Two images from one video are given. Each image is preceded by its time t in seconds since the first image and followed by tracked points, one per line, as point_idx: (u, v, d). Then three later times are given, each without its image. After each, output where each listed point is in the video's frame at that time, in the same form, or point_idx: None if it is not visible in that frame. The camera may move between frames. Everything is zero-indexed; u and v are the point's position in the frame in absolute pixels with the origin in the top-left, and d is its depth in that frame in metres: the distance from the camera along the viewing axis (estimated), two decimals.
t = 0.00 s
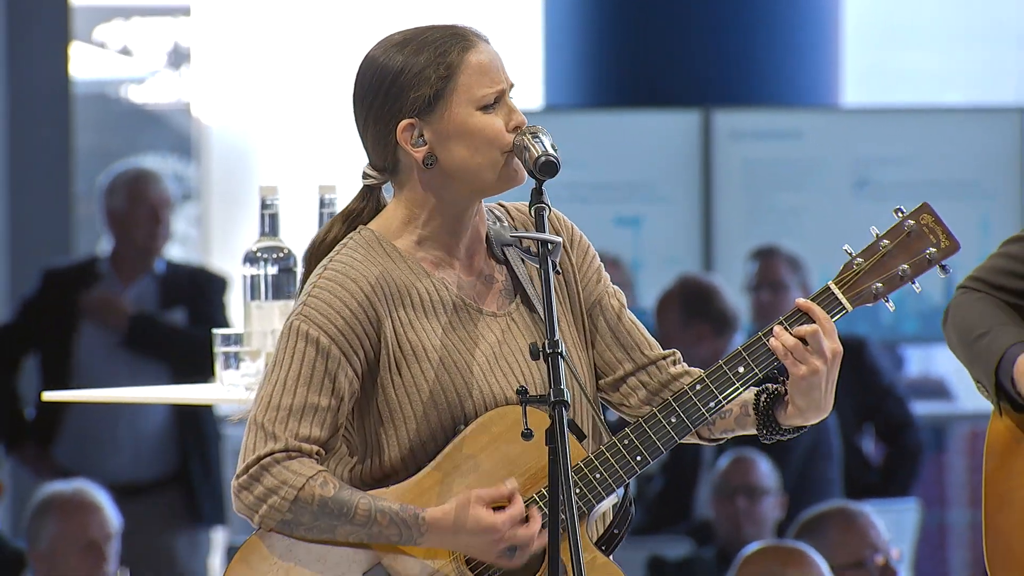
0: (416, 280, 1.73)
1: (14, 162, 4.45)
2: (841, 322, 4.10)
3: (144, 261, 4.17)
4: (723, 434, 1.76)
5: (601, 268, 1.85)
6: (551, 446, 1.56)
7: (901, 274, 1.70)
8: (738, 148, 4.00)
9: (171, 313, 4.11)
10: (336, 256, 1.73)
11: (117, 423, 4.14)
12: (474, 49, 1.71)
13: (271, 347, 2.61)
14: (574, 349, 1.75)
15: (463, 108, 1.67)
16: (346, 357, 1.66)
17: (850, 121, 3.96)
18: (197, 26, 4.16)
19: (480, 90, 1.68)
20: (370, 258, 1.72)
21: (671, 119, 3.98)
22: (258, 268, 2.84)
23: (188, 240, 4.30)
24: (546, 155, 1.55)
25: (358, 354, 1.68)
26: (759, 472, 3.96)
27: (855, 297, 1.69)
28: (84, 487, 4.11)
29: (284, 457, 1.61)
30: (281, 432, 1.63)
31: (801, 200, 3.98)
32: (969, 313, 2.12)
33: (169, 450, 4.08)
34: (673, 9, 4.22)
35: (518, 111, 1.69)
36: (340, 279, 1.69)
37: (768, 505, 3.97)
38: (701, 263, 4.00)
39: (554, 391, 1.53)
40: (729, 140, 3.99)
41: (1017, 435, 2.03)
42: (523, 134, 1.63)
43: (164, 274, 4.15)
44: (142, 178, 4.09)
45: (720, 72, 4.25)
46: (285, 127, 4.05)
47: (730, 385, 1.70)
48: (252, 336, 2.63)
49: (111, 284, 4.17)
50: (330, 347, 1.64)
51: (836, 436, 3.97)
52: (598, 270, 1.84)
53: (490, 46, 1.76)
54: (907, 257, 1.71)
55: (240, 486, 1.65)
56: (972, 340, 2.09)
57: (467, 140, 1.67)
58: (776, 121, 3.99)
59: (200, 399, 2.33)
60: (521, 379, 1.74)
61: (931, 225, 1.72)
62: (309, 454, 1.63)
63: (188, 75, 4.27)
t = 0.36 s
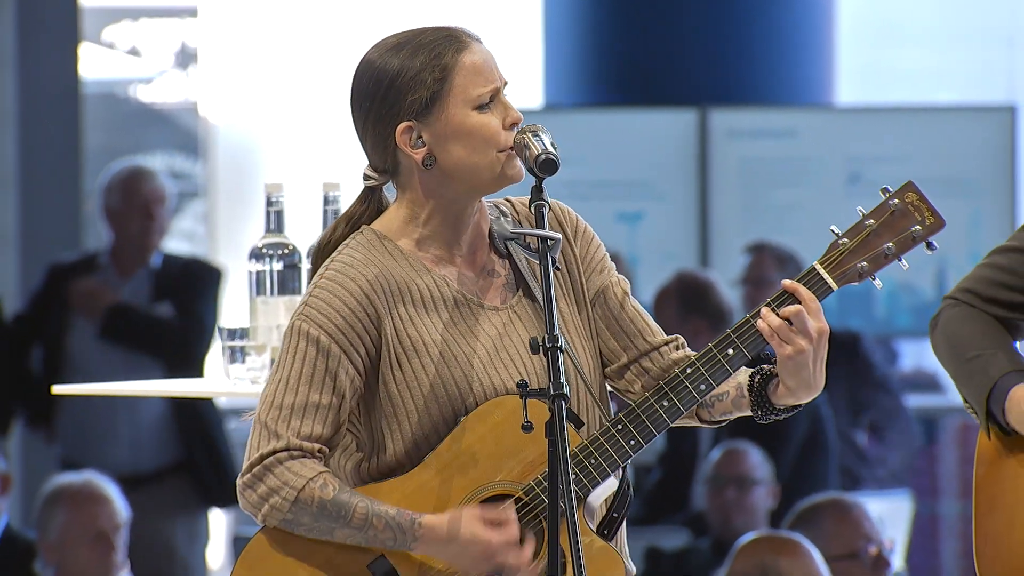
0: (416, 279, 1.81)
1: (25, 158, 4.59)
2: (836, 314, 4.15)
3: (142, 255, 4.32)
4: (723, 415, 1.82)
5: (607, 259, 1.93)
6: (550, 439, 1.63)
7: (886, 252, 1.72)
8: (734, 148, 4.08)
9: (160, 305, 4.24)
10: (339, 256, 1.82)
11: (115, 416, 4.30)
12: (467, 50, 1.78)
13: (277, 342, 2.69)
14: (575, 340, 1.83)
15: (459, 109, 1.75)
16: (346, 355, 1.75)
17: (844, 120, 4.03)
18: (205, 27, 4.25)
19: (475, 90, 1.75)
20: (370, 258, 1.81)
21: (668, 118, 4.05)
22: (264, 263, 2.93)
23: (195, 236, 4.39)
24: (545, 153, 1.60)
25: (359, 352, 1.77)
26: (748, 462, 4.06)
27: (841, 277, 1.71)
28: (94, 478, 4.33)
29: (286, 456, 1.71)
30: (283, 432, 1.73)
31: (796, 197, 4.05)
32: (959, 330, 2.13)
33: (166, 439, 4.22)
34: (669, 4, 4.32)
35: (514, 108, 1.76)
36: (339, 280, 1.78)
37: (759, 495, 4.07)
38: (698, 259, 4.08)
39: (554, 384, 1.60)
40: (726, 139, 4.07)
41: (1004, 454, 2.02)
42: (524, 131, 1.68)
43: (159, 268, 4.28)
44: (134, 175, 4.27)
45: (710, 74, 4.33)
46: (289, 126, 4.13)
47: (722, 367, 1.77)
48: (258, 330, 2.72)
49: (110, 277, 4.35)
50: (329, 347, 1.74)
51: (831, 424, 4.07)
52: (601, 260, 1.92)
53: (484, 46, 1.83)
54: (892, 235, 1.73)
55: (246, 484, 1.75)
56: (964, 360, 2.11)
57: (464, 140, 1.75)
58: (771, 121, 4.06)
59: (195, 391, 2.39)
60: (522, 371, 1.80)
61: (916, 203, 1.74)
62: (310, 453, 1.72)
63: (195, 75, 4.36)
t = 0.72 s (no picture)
0: (419, 271, 1.88)
1: (34, 156, 4.71)
2: (830, 310, 4.20)
3: (144, 250, 4.41)
4: (714, 404, 1.83)
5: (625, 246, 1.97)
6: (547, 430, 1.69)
7: (859, 243, 1.72)
8: (729, 145, 4.16)
9: (162, 301, 4.35)
10: (349, 252, 1.92)
11: (119, 407, 4.43)
12: (472, 49, 1.84)
13: (280, 335, 2.82)
14: (581, 330, 1.89)
15: (463, 108, 1.81)
16: (343, 349, 1.85)
17: (838, 119, 4.11)
18: (210, 28, 4.33)
19: (479, 90, 1.81)
20: (377, 253, 1.90)
21: (665, 116, 4.14)
22: (267, 259, 3.05)
23: (200, 232, 4.49)
24: (542, 150, 1.65)
25: (357, 346, 1.86)
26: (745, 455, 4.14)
27: (811, 267, 1.73)
28: (102, 469, 4.41)
29: (283, 448, 1.84)
30: (283, 425, 1.85)
31: (790, 193, 4.12)
32: (952, 314, 1.84)
33: (167, 430, 4.35)
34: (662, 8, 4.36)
35: (517, 106, 1.81)
36: (341, 277, 1.88)
37: (754, 488, 4.15)
38: (693, 255, 4.18)
39: (553, 376, 1.66)
40: (721, 137, 4.15)
41: (999, 438, 1.77)
42: (523, 128, 1.73)
43: (163, 264, 4.38)
44: (133, 172, 4.38)
45: (707, 71, 4.37)
46: (292, 123, 4.22)
47: (698, 358, 1.80)
48: (262, 325, 2.84)
49: (114, 272, 4.43)
50: (326, 341, 1.84)
51: (824, 418, 4.14)
52: (618, 249, 1.96)
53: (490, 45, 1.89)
54: (866, 226, 1.73)
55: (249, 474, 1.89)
56: (955, 346, 1.82)
57: (468, 138, 1.80)
58: (766, 119, 4.14)
59: (189, 382, 2.60)
60: (523, 366, 1.84)
61: (893, 193, 1.72)
62: (306, 445, 1.84)
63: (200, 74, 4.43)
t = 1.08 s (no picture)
0: (423, 260, 1.89)
1: (42, 150, 4.87)
2: (825, 299, 4.28)
3: (149, 241, 4.60)
4: (691, 387, 1.75)
5: (634, 229, 1.86)
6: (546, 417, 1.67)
7: (812, 229, 1.65)
8: (724, 137, 4.24)
9: (165, 288, 4.52)
10: (363, 242, 1.96)
11: (122, 393, 4.58)
12: (473, 44, 1.85)
13: (286, 324, 2.90)
14: (575, 314, 1.82)
15: (464, 103, 1.82)
16: (345, 339, 1.90)
17: (830, 112, 4.21)
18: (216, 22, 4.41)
19: (479, 84, 1.82)
20: (385, 243, 1.93)
21: (661, 109, 4.26)
22: (271, 249, 3.14)
23: (206, 222, 4.54)
24: (542, 142, 1.66)
25: (359, 335, 1.90)
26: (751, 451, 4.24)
27: (766, 253, 1.67)
28: (111, 456, 4.50)
29: (283, 433, 1.92)
30: (285, 411, 1.93)
31: (784, 183, 4.20)
32: (956, 291, 2.20)
33: (170, 413, 4.50)
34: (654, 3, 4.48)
35: (518, 101, 1.82)
36: (347, 267, 1.93)
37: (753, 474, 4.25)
38: (691, 245, 4.23)
39: (552, 364, 1.64)
40: (716, 130, 4.24)
41: (1000, 407, 2.08)
42: (521, 122, 1.75)
43: (167, 252, 4.55)
44: (130, 165, 4.65)
45: (703, 66, 4.51)
46: (297, 115, 4.29)
47: (660, 343, 1.74)
48: (268, 314, 2.90)
49: (120, 261, 4.61)
50: (327, 331, 1.90)
51: (818, 403, 4.26)
52: (626, 232, 1.85)
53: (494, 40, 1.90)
54: (821, 212, 1.66)
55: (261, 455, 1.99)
56: (959, 318, 2.18)
57: (467, 132, 1.82)
58: (760, 112, 4.24)
59: (191, 368, 2.68)
60: (521, 353, 1.84)
61: (848, 179, 1.65)
62: (305, 429, 1.92)
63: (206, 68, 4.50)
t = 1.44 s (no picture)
0: (428, 252, 1.94)
1: (51, 145, 4.92)
2: (819, 293, 4.40)
3: (153, 235, 4.59)
4: (670, 385, 1.77)
5: (642, 226, 1.89)
6: (547, 407, 1.71)
7: (782, 234, 1.65)
8: (720, 132, 4.32)
9: (170, 282, 4.53)
10: (373, 233, 2.02)
11: (127, 385, 4.65)
12: (477, 40, 1.88)
13: (290, 316, 2.98)
14: (574, 312, 1.86)
15: (467, 99, 1.85)
16: (349, 329, 1.97)
17: (826, 108, 4.28)
18: (222, 19, 4.50)
19: (482, 81, 1.85)
20: (393, 236, 1.98)
21: (659, 105, 4.31)
22: (276, 242, 3.23)
23: (211, 215, 4.68)
24: (541, 137, 1.69)
25: (364, 326, 1.97)
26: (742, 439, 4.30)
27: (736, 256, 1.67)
28: (117, 444, 4.60)
29: (286, 418, 1.99)
30: (289, 397, 2.00)
31: (779, 178, 4.28)
32: (953, 300, 2.13)
33: (174, 405, 4.56)
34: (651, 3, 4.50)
35: (521, 97, 1.84)
36: (354, 257, 1.99)
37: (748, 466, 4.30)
38: (687, 239, 4.33)
39: (552, 356, 1.69)
40: (712, 125, 4.32)
41: (992, 415, 2.06)
42: (521, 118, 1.78)
43: (173, 247, 4.56)
44: (133, 159, 4.59)
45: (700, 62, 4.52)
46: (304, 112, 4.36)
47: (635, 341, 1.75)
48: (272, 306, 3.00)
49: (127, 254, 4.62)
50: (333, 321, 1.97)
51: (812, 395, 4.34)
52: (634, 229, 1.88)
53: (499, 36, 1.92)
54: (791, 217, 1.65)
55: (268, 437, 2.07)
56: (953, 329, 2.11)
57: (471, 128, 1.85)
58: (757, 107, 4.31)
59: (196, 359, 2.72)
60: (520, 345, 1.87)
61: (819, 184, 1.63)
62: (307, 416, 1.99)
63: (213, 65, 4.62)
